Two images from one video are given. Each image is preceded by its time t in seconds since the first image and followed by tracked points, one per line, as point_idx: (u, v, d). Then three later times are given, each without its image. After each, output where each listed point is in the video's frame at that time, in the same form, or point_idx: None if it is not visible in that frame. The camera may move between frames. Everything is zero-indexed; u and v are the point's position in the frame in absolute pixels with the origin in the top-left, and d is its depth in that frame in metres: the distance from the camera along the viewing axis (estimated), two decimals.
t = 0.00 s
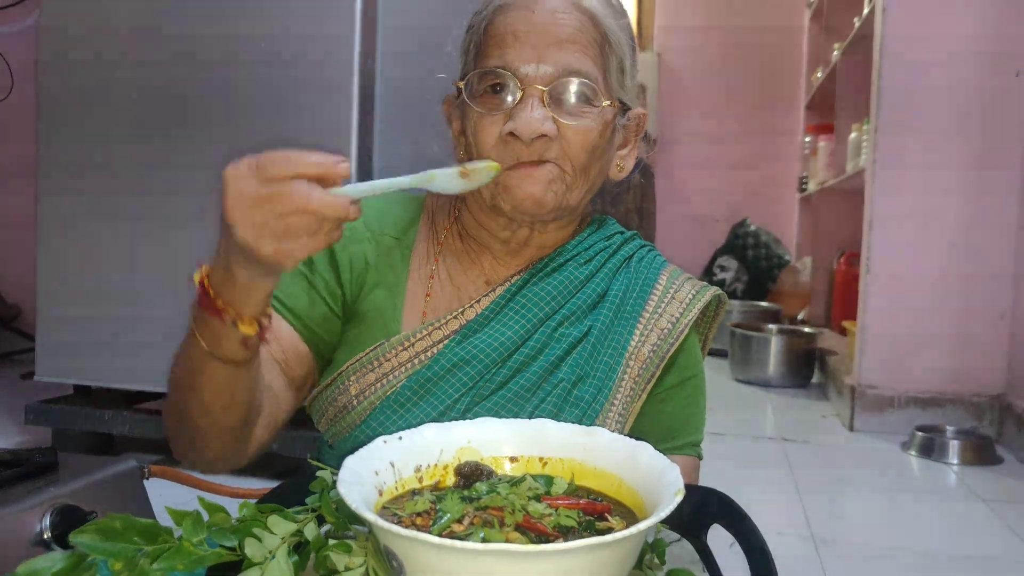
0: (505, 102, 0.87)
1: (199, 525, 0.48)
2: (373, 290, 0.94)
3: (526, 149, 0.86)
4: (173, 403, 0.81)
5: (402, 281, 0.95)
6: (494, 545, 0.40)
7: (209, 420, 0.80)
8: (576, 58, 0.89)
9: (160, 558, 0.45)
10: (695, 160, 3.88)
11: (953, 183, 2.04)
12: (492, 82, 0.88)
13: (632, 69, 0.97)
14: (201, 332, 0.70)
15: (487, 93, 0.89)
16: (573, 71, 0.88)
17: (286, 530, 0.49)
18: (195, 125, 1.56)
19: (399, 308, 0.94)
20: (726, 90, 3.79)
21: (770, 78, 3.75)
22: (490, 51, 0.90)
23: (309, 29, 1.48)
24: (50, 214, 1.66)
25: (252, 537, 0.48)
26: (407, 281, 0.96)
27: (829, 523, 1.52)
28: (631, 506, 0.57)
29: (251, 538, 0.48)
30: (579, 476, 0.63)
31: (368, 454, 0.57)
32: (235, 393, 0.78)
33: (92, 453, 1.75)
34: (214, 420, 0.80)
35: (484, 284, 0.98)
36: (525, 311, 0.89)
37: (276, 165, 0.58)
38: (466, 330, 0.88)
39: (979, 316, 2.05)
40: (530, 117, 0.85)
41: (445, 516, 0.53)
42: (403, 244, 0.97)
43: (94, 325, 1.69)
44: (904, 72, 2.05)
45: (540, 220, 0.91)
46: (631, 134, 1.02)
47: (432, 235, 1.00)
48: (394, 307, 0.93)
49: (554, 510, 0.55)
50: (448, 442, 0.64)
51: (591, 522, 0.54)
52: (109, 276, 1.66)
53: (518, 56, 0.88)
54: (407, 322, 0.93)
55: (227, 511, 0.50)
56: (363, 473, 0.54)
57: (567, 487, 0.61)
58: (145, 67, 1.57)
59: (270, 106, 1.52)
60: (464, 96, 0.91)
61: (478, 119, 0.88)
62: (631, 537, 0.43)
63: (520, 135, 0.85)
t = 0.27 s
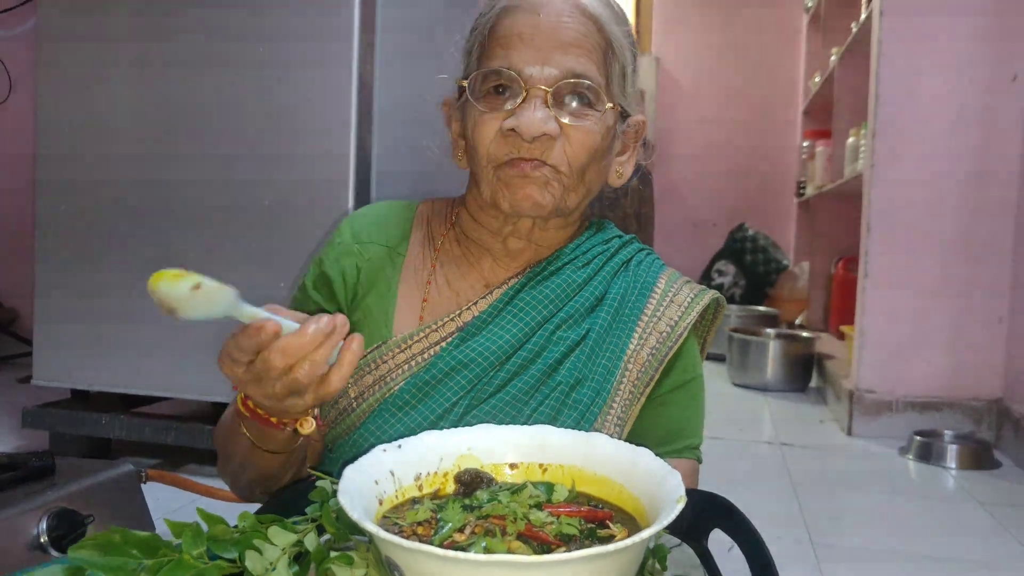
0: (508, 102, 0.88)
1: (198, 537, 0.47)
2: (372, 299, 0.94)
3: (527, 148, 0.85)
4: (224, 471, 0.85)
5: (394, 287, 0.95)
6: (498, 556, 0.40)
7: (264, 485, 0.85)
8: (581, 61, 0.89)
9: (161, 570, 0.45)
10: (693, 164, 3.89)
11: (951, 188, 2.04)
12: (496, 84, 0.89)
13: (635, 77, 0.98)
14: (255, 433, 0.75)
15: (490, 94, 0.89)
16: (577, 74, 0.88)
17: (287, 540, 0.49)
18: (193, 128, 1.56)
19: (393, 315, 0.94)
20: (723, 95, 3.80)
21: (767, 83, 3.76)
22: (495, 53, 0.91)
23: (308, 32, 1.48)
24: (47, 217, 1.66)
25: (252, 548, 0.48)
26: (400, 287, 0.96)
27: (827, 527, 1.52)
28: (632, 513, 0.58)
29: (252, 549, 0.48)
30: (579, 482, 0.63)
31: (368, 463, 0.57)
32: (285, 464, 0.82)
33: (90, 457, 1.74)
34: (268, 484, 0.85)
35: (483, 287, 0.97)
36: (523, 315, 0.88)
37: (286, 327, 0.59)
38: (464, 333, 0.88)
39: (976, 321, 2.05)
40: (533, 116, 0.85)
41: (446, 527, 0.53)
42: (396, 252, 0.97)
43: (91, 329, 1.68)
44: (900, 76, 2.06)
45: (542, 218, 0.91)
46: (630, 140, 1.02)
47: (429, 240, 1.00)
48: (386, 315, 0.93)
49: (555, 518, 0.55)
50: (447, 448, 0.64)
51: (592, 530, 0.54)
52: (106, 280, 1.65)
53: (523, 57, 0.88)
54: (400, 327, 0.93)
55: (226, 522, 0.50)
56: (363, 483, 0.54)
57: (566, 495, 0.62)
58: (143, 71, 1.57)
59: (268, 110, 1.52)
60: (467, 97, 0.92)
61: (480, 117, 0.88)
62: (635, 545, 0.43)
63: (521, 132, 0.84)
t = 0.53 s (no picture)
0: (509, 104, 0.88)
1: (199, 535, 0.47)
2: (374, 296, 0.93)
3: (527, 151, 0.86)
4: (210, 456, 0.81)
5: (397, 288, 0.94)
6: (502, 552, 0.40)
7: (247, 476, 0.80)
8: (582, 64, 0.89)
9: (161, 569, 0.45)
10: (691, 167, 3.89)
11: (949, 190, 2.05)
12: (498, 84, 0.88)
13: (635, 80, 0.98)
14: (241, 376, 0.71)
15: (491, 94, 0.89)
16: (578, 77, 0.88)
17: (287, 540, 0.49)
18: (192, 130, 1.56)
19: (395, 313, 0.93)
20: (721, 98, 3.81)
21: (765, 86, 3.76)
22: (496, 53, 0.90)
23: (306, 33, 1.48)
24: (45, 219, 1.66)
25: (252, 547, 0.48)
26: (402, 287, 0.95)
27: (826, 530, 1.52)
28: (632, 513, 0.58)
29: (252, 548, 0.48)
30: (579, 482, 0.63)
31: (368, 462, 0.56)
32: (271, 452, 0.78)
33: (87, 459, 1.74)
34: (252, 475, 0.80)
35: (482, 288, 0.97)
36: (523, 317, 0.88)
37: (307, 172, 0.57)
38: (463, 335, 0.88)
39: (975, 323, 2.05)
40: (532, 120, 0.85)
41: (447, 525, 0.52)
42: (397, 252, 0.97)
43: (89, 331, 1.68)
44: (898, 79, 2.06)
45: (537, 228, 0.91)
46: (629, 144, 1.02)
47: (428, 242, 1.00)
48: (389, 314, 0.92)
49: (556, 516, 0.55)
50: (447, 448, 0.64)
51: (594, 528, 0.54)
52: (104, 281, 1.65)
53: (524, 58, 0.88)
54: (402, 327, 0.93)
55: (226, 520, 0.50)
56: (363, 482, 0.54)
57: (567, 495, 0.62)
58: (142, 73, 1.57)
59: (266, 111, 1.52)
60: (469, 97, 0.92)
61: (481, 119, 0.88)
62: (637, 541, 0.43)
63: (522, 135, 0.84)
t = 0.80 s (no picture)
0: (513, 102, 0.88)
1: (200, 554, 0.47)
2: (379, 297, 0.92)
3: (531, 148, 0.85)
4: (204, 455, 0.79)
5: (401, 289, 0.94)
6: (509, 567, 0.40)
7: (237, 480, 0.78)
8: (586, 62, 0.89)
9: None
10: (690, 168, 3.89)
11: (949, 192, 2.05)
12: (503, 81, 0.88)
13: (636, 83, 0.99)
14: (240, 383, 0.69)
15: (496, 92, 0.89)
16: (582, 75, 0.88)
17: (290, 556, 0.49)
18: (192, 131, 1.56)
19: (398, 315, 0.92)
20: (721, 99, 3.81)
21: (764, 87, 3.76)
22: (501, 51, 0.90)
23: (305, 35, 1.48)
24: (44, 220, 1.66)
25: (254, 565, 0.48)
26: (406, 290, 0.94)
27: (826, 531, 1.51)
28: (638, 520, 0.58)
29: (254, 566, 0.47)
30: (583, 490, 0.63)
31: (369, 475, 0.56)
32: (263, 460, 0.75)
33: (86, 461, 1.73)
34: (243, 480, 0.78)
35: (483, 291, 0.97)
36: (524, 320, 0.88)
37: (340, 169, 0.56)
38: (465, 339, 0.87)
39: (974, 324, 2.05)
40: (536, 117, 0.84)
41: (451, 538, 0.52)
42: (401, 252, 0.96)
43: (87, 332, 1.67)
44: (899, 80, 2.06)
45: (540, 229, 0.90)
46: (631, 146, 1.02)
47: (429, 244, 1.00)
48: (393, 315, 0.92)
49: (562, 526, 0.54)
50: (448, 458, 0.64)
51: (599, 539, 0.54)
52: (103, 283, 1.65)
53: (529, 55, 0.88)
54: (406, 330, 0.92)
55: (227, 538, 0.49)
56: (365, 496, 0.53)
57: (571, 502, 0.61)
58: (141, 74, 1.57)
59: (266, 113, 1.52)
60: (472, 94, 0.92)
61: (484, 116, 0.88)
62: (643, 552, 0.43)
63: (527, 132, 0.84)
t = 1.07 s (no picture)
0: (513, 101, 0.87)
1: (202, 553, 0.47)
2: (384, 295, 0.92)
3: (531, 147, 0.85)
4: (211, 447, 0.78)
5: (404, 287, 0.94)
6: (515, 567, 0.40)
7: (247, 464, 0.75)
8: (586, 61, 0.89)
9: None
10: (690, 168, 3.89)
11: (949, 192, 2.05)
12: (503, 81, 0.88)
13: (638, 83, 0.99)
14: (246, 343, 0.70)
15: (496, 92, 0.89)
16: (583, 74, 0.88)
17: (292, 556, 0.48)
18: (192, 132, 1.56)
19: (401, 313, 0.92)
20: (720, 99, 3.81)
21: (764, 88, 3.77)
22: (502, 51, 0.90)
23: (306, 35, 1.48)
24: (43, 220, 1.65)
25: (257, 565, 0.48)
26: (408, 289, 0.94)
27: (827, 532, 1.51)
28: (641, 522, 0.58)
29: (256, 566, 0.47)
30: (586, 491, 0.63)
31: (372, 475, 0.56)
32: (273, 434, 0.74)
33: (86, 461, 1.73)
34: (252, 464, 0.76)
35: (485, 292, 0.97)
36: (525, 321, 0.88)
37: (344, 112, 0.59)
38: (466, 340, 0.87)
39: (974, 324, 2.05)
40: (535, 116, 0.84)
41: (455, 538, 0.52)
42: (403, 250, 0.96)
43: (87, 333, 1.67)
44: (899, 81, 2.06)
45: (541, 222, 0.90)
46: (633, 146, 1.02)
47: (430, 243, 0.99)
48: (396, 315, 0.91)
49: (565, 527, 0.54)
50: (451, 458, 0.64)
51: (603, 540, 0.54)
52: (103, 283, 1.64)
53: (530, 55, 0.88)
54: (408, 329, 0.92)
55: (229, 537, 0.49)
56: (368, 496, 0.53)
57: (574, 503, 0.61)
58: (142, 74, 1.57)
59: (266, 113, 1.52)
60: (472, 94, 0.92)
61: (484, 115, 0.88)
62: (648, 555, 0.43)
63: (527, 131, 0.84)
